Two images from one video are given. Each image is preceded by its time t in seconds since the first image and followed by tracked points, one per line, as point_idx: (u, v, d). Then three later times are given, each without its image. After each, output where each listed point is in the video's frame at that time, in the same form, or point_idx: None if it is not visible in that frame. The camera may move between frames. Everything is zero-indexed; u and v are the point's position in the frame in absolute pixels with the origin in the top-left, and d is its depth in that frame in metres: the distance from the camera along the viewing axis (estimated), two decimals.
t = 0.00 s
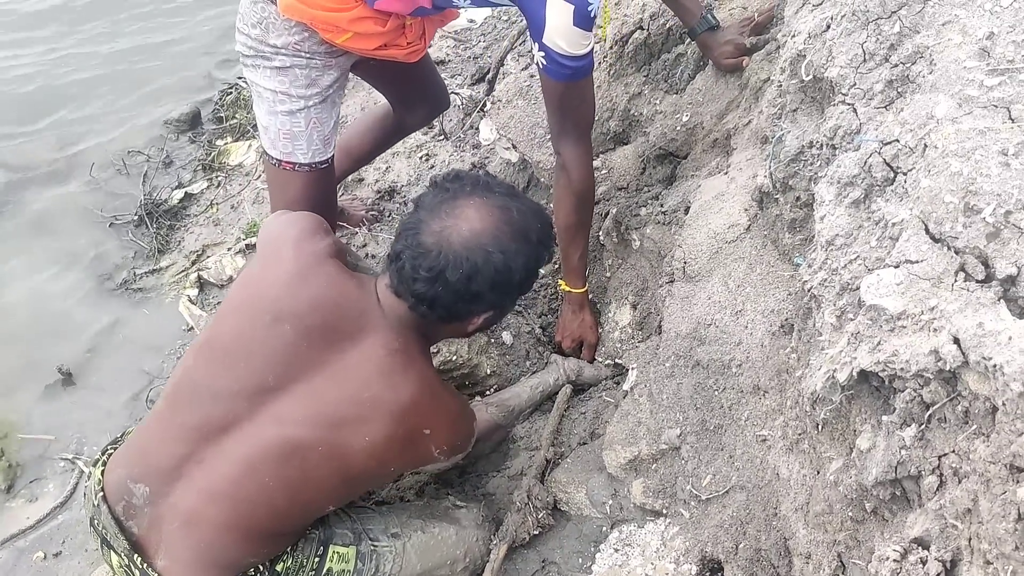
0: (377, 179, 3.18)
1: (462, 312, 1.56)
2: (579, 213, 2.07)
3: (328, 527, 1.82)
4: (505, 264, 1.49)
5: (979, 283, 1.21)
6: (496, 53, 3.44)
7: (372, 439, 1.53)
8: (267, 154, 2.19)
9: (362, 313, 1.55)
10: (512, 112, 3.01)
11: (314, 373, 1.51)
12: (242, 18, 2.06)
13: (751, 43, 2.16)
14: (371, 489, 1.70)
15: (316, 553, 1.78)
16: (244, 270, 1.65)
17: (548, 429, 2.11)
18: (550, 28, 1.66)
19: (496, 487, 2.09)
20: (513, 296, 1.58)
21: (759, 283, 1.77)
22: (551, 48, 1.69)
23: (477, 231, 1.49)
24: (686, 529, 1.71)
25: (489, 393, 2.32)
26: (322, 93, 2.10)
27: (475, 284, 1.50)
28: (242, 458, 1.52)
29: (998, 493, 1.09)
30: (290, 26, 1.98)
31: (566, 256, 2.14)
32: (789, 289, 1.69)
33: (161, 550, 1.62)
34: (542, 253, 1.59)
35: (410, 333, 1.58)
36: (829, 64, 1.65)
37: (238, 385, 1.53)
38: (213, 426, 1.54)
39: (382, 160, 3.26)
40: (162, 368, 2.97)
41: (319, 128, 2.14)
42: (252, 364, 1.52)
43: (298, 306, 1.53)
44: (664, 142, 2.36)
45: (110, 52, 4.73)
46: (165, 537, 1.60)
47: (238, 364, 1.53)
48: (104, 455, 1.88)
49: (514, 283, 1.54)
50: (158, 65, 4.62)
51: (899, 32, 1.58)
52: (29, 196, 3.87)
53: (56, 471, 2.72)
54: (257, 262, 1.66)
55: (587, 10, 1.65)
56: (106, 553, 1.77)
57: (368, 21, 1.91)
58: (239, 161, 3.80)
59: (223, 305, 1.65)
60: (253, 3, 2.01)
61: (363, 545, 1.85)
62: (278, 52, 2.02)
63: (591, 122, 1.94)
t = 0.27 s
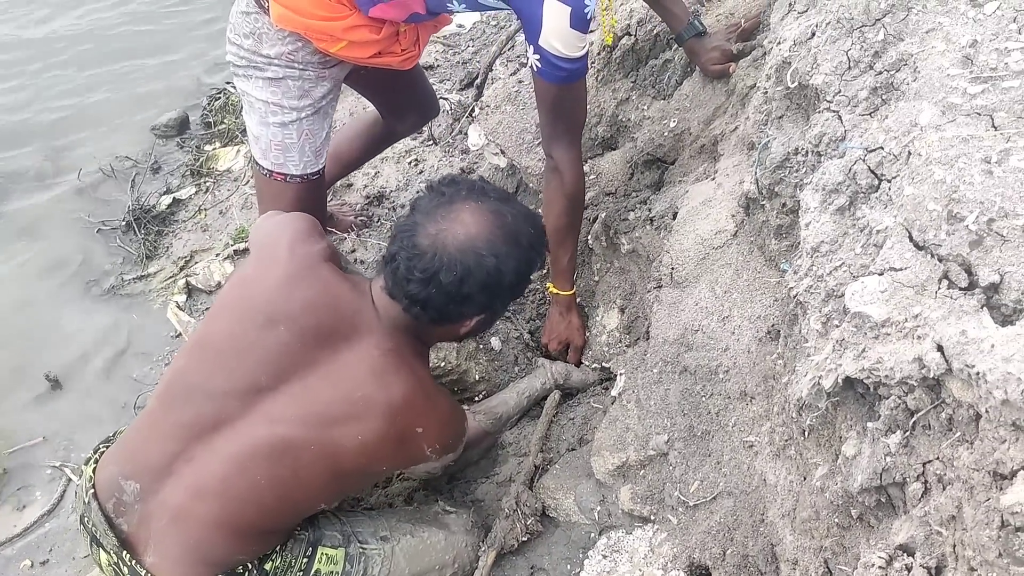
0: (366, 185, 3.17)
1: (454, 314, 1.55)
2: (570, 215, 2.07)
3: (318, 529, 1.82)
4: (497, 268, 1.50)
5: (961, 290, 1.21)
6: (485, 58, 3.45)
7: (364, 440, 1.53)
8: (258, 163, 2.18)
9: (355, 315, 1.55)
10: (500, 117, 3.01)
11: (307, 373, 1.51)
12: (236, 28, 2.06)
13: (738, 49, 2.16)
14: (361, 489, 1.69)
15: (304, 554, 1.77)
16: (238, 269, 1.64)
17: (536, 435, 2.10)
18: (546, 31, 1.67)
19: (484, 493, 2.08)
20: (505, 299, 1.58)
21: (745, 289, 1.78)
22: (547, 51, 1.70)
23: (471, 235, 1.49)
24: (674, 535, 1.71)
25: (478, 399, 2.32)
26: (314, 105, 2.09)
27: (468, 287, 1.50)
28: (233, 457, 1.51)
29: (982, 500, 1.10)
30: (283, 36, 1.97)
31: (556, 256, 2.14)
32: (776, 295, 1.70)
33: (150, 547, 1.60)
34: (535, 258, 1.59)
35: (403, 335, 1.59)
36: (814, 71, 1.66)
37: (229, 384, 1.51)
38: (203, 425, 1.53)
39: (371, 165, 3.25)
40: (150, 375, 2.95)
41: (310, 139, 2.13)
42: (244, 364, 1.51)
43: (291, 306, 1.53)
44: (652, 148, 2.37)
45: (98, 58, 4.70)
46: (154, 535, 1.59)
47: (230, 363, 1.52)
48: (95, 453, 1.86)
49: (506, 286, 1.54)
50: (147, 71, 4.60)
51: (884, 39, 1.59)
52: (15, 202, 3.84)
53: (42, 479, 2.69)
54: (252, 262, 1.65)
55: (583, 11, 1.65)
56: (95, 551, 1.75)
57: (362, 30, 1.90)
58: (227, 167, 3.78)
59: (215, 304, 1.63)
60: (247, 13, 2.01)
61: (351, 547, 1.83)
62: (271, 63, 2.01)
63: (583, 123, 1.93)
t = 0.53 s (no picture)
0: (350, 183, 3.14)
1: (455, 321, 1.52)
2: (557, 211, 2.05)
3: (300, 530, 1.80)
4: (504, 279, 1.46)
5: (947, 287, 1.20)
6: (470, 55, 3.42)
7: (354, 445, 1.51)
8: (240, 163, 2.15)
9: (350, 318, 1.52)
10: (485, 114, 2.98)
11: (299, 377, 1.48)
12: (218, 28, 2.02)
13: (724, 45, 2.15)
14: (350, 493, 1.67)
15: (286, 555, 1.75)
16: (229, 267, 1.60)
17: (522, 434, 2.09)
18: (534, 22, 1.67)
19: (470, 494, 2.05)
20: (508, 311, 1.54)
21: (731, 287, 1.76)
22: (535, 44, 1.69)
23: (479, 245, 1.45)
24: (659, 535, 1.69)
25: (464, 399, 2.28)
26: (299, 105, 2.06)
27: (474, 296, 1.46)
28: (221, 459, 1.48)
29: (967, 500, 1.09)
30: (268, 36, 1.94)
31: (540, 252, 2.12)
32: (761, 293, 1.69)
33: (132, 548, 1.57)
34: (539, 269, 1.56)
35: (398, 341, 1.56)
36: (799, 67, 1.65)
37: (219, 385, 1.49)
38: (192, 426, 1.50)
39: (355, 163, 3.22)
40: (133, 376, 2.91)
41: (294, 140, 2.11)
42: (235, 365, 1.48)
43: (284, 307, 1.49)
44: (638, 145, 2.35)
45: (79, 54, 4.63)
46: (137, 536, 1.56)
47: (221, 364, 1.49)
48: (77, 451, 1.84)
49: (510, 299, 1.50)
50: (128, 68, 4.53)
51: (868, 35, 1.58)
52: None
53: (23, 481, 2.65)
54: (244, 260, 1.61)
55: (570, 3, 1.66)
56: (76, 549, 1.72)
57: (348, 27, 1.87)
58: (211, 165, 3.74)
59: (205, 302, 1.60)
60: (230, 13, 1.97)
61: (333, 549, 1.81)
62: (256, 63, 1.98)
63: (569, 114, 1.92)
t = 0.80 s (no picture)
0: (335, 183, 3.12)
1: (448, 320, 1.54)
2: (541, 212, 2.04)
3: (284, 533, 1.76)
4: (497, 273, 1.49)
5: (926, 289, 1.20)
6: (454, 55, 3.40)
7: (339, 446, 1.49)
8: (216, 164, 2.13)
9: (334, 318, 1.50)
10: (469, 115, 2.96)
11: (283, 377, 1.47)
12: (196, 27, 1.99)
13: (706, 45, 2.14)
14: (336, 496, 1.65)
15: (270, 559, 1.72)
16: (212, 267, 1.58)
17: (507, 436, 2.08)
18: (516, 25, 1.63)
19: (454, 496, 2.03)
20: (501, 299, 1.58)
21: (714, 288, 1.76)
22: (520, 49, 1.67)
23: (469, 243, 1.46)
24: (644, 537, 1.69)
25: (448, 401, 2.27)
26: (276, 107, 2.04)
27: (470, 295, 1.49)
28: (205, 461, 1.46)
29: (948, 502, 1.09)
30: (246, 37, 1.91)
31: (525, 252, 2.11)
32: (744, 293, 1.68)
33: (114, 554, 1.54)
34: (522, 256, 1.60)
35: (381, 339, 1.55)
36: (779, 67, 1.65)
37: (202, 385, 1.47)
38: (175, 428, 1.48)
39: (339, 164, 3.20)
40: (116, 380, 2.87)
41: (272, 142, 2.09)
42: (218, 365, 1.47)
43: (267, 307, 1.48)
44: (621, 145, 2.35)
45: (58, 52, 4.56)
46: (119, 542, 1.53)
47: (203, 365, 1.47)
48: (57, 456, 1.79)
49: (502, 288, 1.54)
50: (110, 69, 4.48)
51: (849, 35, 1.58)
52: None
53: (5, 487, 2.60)
54: (227, 261, 1.59)
55: (557, 10, 1.62)
56: (56, 555, 1.67)
57: (327, 31, 1.86)
58: (194, 166, 3.71)
59: (188, 304, 1.58)
60: (208, 13, 1.95)
61: (318, 551, 1.78)
62: (233, 64, 1.96)
63: (554, 118, 1.91)
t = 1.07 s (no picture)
0: (324, 185, 3.11)
1: (406, 304, 1.53)
2: (522, 227, 2.00)
3: (271, 536, 1.77)
4: (449, 250, 1.50)
5: (913, 289, 1.21)
6: (443, 56, 3.40)
7: (304, 445, 1.46)
8: (200, 173, 2.12)
9: (289, 316, 1.48)
10: (458, 116, 2.96)
11: (242, 379, 1.45)
12: (173, 36, 1.98)
13: (694, 46, 2.15)
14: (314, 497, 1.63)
15: (258, 562, 1.73)
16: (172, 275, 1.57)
17: (497, 438, 2.08)
18: (498, 40, 1.60)
19: (444, 498, 2.01)
20: (456, 278, 1.58)
21: (703, 288, 1.76)
22: (502, 64, 1.63)
23: (416, 225, 1.46)
24: (634, 537, 1.69)
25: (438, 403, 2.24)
26: (257, 115, 2.03)
27: (424, 276, 1.48)
28: (173, 470, 1.45)
29: (936, 501, 1.10)
30: (224, 45, 1.90)
31: (509, 264, 2.07)
32: (733, 294, 1.69)
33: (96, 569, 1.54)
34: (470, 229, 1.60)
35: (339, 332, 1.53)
36: (766, 68, 1.65)
37: (162, 394, 1.46)
38: (140, 439, 1.47)
39: (328, 165, 3.19)
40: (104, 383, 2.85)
41: (254, 150, 2.08)
42: (176, 373, 1.45)
43: (224, 310, 1.46)
44: (609, 146, 2.33)
45: (44, 53, 4.52)
46: (100, 556, 1.53)
47: (162, 374, 1.46)
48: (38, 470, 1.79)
49: (456, 267, 1.54)
50: (97, 70, 4.44)
51: (835, 36, 1.59)
52: None
53: None
54: (185, 267, 1.58)
55: (539, 27, 1.61)
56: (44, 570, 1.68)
57: (309, 41, 1.83)
58: (183, 168, 3.69)
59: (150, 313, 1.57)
60: (185, 19, 1.93)
61: (306, 552, 1.76)
62: (212, 73, 1.95)
63: (536, 136, 1.87)
